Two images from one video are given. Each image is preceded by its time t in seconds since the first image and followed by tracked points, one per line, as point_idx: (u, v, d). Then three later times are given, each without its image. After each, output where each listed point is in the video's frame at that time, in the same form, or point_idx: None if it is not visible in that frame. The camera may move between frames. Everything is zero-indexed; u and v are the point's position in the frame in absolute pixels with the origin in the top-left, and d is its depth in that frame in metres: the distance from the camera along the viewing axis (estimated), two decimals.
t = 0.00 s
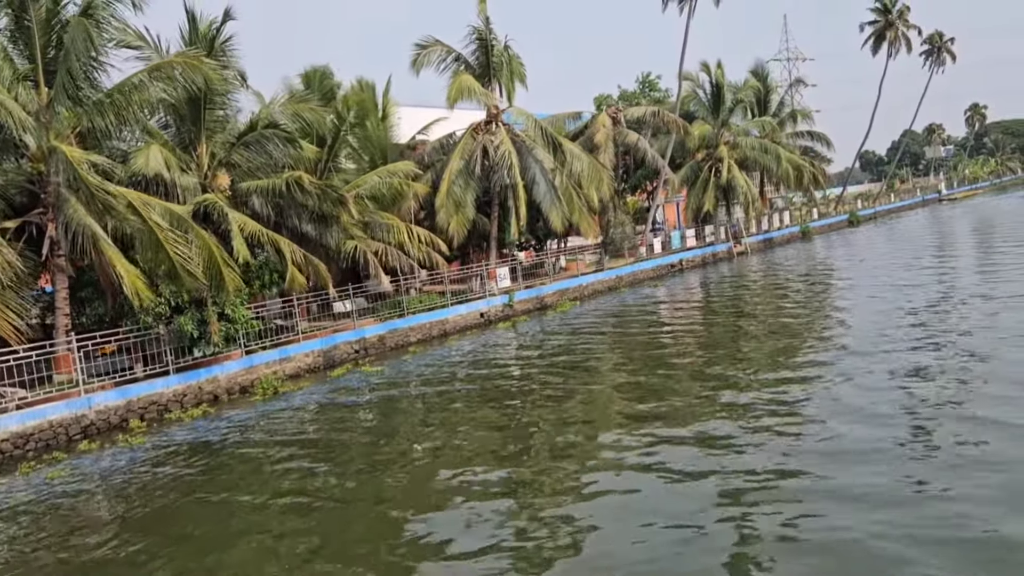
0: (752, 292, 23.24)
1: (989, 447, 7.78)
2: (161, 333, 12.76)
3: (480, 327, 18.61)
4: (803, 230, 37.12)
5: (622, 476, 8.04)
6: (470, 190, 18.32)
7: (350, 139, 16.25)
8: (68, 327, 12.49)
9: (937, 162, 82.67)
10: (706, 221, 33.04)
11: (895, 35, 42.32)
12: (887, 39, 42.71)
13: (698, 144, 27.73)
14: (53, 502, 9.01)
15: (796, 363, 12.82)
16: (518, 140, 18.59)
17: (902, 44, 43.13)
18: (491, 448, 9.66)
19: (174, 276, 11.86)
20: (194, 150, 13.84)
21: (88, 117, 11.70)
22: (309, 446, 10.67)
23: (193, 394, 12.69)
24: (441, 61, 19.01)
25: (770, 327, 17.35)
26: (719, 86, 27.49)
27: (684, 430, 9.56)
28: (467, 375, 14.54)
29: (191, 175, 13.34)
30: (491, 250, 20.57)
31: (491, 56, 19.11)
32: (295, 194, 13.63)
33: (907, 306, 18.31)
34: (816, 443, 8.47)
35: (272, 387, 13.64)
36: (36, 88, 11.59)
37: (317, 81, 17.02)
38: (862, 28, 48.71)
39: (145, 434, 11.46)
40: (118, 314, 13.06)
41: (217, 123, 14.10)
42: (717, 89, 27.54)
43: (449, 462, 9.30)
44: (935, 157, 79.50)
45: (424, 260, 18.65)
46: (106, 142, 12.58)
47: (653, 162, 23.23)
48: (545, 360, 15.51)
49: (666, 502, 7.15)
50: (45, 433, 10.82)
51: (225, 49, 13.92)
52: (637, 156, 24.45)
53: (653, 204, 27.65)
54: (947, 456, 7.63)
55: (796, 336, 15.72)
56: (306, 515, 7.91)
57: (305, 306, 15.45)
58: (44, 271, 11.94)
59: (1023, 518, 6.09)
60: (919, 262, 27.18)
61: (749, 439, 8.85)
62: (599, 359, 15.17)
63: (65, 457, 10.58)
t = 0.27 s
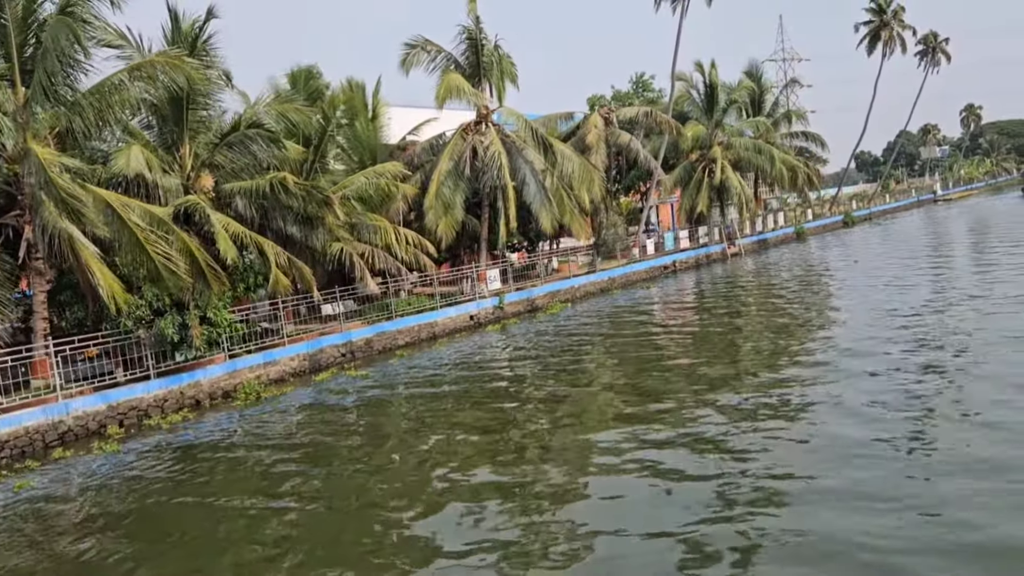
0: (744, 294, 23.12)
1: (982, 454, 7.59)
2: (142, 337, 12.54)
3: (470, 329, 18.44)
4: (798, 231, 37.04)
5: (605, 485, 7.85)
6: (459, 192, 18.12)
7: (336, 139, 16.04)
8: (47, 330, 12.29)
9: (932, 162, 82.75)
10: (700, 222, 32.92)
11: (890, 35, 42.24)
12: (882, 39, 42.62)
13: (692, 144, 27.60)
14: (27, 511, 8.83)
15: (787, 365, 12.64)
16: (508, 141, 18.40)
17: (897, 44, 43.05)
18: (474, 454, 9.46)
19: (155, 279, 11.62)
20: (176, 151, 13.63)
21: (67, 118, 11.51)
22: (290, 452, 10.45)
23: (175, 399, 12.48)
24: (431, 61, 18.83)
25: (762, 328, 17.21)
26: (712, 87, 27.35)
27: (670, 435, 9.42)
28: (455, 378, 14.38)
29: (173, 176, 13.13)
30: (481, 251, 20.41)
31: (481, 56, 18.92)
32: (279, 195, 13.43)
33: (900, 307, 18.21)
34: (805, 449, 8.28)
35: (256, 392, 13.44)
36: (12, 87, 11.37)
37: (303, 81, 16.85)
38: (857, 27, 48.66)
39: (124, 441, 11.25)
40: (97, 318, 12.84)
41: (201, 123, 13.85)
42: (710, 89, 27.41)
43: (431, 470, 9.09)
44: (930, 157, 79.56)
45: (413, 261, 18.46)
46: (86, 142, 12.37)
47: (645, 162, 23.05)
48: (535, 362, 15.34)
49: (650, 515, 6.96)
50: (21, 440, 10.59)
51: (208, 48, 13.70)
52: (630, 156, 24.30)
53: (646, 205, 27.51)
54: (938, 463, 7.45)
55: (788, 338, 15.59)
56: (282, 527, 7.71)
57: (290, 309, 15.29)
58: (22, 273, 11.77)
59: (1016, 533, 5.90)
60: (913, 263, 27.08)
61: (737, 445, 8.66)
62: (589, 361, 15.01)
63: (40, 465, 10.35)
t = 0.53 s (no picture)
0: (738, 294, 22.95)
1: (977, 454, 7.38)
2: (120, 340, 12.28)
3: (459, 331, 18.24)
4: (792, 231, 36.91)
5: (589, 488, 7.61)
6: (448, 192, 17.87)
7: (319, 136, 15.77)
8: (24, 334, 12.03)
9: (927, 162, 82.79)
10: (693, 222, 32.76)
11: (884, 34, 42.14)
12: (876, 38, 42.52)
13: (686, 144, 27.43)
14: None
15: (779, 367, 12.44)
16: (498, 141, 18.14)
17: (892, 44, 42.96)
18: (457, 457, 9.23)
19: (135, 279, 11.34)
20: (156, 151, 13.40)
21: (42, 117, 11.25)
22: (271, 456, 10.20)
23: (155, 404, 12.23)
24: (420, 59, 18.61)
25: (754, 329, 17.04)
26: (706, 86, 27.19)
27: (657, 437, 9.23)
28: (443, 380, 14.18)
29: (153, 176, 12.88)
30: (471, 252, 20.21)
31: (470, 54, 18.71)
32: (262, 196, 13.22)
33: (894, 307, 18.07)
34: (795, 450, 8.07)
35: (239, 396, 13.20)
36: None
37: (288, 80, 16.65)
38: (852, 27, 48.62)
39: (101, 447, 10.98)
40: (75, 319, 12.53)
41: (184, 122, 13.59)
42: (704, 89, 27.25)
43: (413, 474, 8.86)
44: (925, 157, 79.57)
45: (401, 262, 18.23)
46: (64, 142, 12.13)
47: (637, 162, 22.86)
48: (524, 364, 15.16)
49: (636, 522, 6.72)
50: None
51: (190, 47, 13.49)
52: (622, 156, 24.12)
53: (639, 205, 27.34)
54: (931, 465, 7.24)
55: (780, 339, 15.42)
56: (257, 534, 7.47)
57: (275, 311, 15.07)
58: None
59: (1014, 536, 5.69)
60: (908, 263, 26.95)
61: (727, 446, 8.44)
62: (579, 362, 14.82)
63: (13, 472, 10.08)
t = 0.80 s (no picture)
0: (730, 294, 22.80)
1: (973, 455, 7.17)
2: (96, 344, 12.03)
3: (447, 332, 18.02)
4: (786, 231, 36.77)
5: (573, 492, 7.38)
6: (436, 191, 17.69)
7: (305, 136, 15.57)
8: None
9: (921, 161, 82.78)
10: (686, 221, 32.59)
11: (878, 33, 41.98)
12: (870, 37, 42.35)
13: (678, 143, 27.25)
14: None
15: (769, 367, 12.24)
16: (486, 140, 17.97)
17: (886, 42, 42.81)
18: (438, 462, 8.99)
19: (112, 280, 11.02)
20: (135, 151, 13.15)
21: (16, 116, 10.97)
22: (249, 460, 9.95)
23: (133, 409, 11.97)
24: (407, 57, 18.37)
25: (745, 328, 16.87)
26: (698, 85, 27.00)
27: (641, 439, 9.06)
28: (429, 381, 13.98)
29: (132, 176, 12.62)
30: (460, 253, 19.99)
31: (458, 52, 18.46)
32: (243, 195, 12.99)
33: (886, 307, 17.92)
34: (786, 452, 7.85)
35: (220, 400, 12.96)
36: None
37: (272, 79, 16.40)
38: (846, 25, 48.47)
39: (76, 453, 10.72)
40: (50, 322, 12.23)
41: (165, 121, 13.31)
42: (697, 87, 27.06)
43: (393, 478, 8.64)
44: (919, 156, 79.56)
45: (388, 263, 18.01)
46: (39, 141, 11.87)
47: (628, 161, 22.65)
48: (512, 365, 14.96)
49: (622, 526, 6.48)
50: None
51: (169, 45, 13.24)
52: (614, 155, 23.93)
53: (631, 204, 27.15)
54: (926, 466, 7.03)
55: (771, 339, 15.24)
56: (230, 542, 7.22)
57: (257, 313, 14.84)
58: None
59: (1012, 539, 5.48)
60: (901, 262, 26.83)
61: (715, 449, 8.22)
62: (568, 363, 14.62)
63: None
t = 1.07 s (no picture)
0: (723, 293, 22.62)
1: (968, 456, 6.96)
2: (74, 347, 11.78)
3: (435, 334, 17.80)
4: (780, 230, 36.61)
5: (557, 496, 7.14)
6: (423, 190, 17.47)
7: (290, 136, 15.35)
8: None
9: (916, 160, 82.77)
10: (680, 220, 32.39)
11: (872, 31, 41.86)
12: (864, 35, 42.23)
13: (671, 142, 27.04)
14: None
15: (759, 367, 12.04)
16: (475, 139, 17.76)
17: (879, 41, 42.69)
18: (420, 465, 8.76)
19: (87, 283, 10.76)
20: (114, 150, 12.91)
21: None
22: (227, 465, 9.69)
23: (110, 414, 11.72)
24: (395, 55, 18.13)
25: (736, 328, 16.68)
26: (691, 83, 26.80)
27: (628, 440, 8.85)
28: (415, 383, 13.75)
29: (110, 176, 12.37)
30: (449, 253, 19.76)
31: (446, 50, 18.22)
32: (224, 195, 12.75)
33: (879, 306, 17.76)
34: (776, 453, 7.63)
35: (201, 404, 12.71)
36: None
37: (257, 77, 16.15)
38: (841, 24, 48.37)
39: (50, 460, 10.47)
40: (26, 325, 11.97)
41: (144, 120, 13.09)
42: (689, 86, 26.87)
43: (373, 481, 8.43)
44: (914, 155, 79.53)
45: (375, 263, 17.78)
46: (15, 141, 11.61)
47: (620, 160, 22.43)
48: (501, 365, 14.76)
49: (606, 530, 6.27)
50: None
51: (149, 42, 12.99)
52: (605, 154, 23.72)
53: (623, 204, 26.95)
54: (918, 465, 6.85)
55: (763, 339, 15.05)
56: (202, 550, 6.96)
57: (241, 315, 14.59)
58: None
59: (1007, 540, 5.29)
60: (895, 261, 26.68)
61: (702, 451, 8.00)
62: (556, 364, 14.43)
63: None
